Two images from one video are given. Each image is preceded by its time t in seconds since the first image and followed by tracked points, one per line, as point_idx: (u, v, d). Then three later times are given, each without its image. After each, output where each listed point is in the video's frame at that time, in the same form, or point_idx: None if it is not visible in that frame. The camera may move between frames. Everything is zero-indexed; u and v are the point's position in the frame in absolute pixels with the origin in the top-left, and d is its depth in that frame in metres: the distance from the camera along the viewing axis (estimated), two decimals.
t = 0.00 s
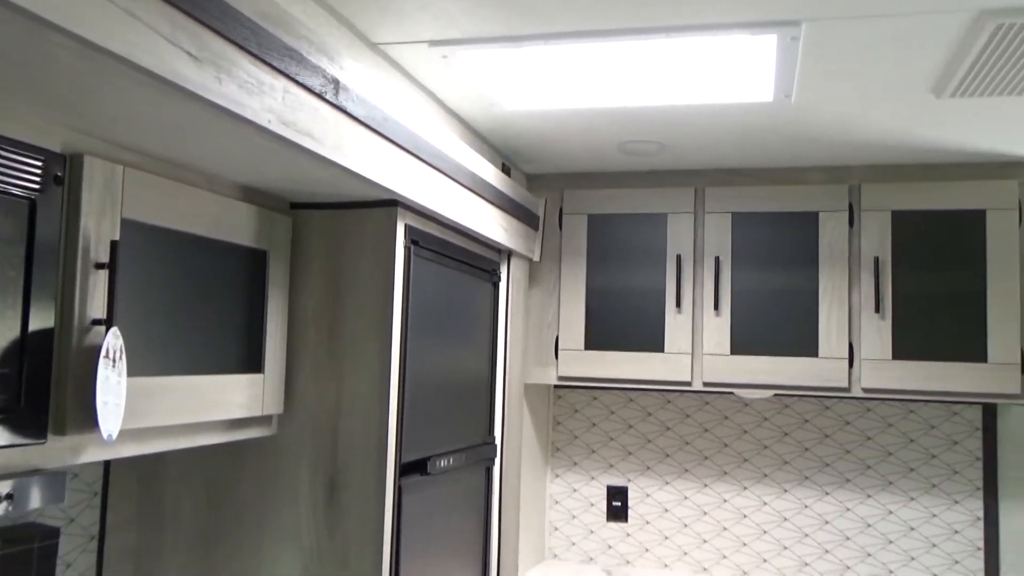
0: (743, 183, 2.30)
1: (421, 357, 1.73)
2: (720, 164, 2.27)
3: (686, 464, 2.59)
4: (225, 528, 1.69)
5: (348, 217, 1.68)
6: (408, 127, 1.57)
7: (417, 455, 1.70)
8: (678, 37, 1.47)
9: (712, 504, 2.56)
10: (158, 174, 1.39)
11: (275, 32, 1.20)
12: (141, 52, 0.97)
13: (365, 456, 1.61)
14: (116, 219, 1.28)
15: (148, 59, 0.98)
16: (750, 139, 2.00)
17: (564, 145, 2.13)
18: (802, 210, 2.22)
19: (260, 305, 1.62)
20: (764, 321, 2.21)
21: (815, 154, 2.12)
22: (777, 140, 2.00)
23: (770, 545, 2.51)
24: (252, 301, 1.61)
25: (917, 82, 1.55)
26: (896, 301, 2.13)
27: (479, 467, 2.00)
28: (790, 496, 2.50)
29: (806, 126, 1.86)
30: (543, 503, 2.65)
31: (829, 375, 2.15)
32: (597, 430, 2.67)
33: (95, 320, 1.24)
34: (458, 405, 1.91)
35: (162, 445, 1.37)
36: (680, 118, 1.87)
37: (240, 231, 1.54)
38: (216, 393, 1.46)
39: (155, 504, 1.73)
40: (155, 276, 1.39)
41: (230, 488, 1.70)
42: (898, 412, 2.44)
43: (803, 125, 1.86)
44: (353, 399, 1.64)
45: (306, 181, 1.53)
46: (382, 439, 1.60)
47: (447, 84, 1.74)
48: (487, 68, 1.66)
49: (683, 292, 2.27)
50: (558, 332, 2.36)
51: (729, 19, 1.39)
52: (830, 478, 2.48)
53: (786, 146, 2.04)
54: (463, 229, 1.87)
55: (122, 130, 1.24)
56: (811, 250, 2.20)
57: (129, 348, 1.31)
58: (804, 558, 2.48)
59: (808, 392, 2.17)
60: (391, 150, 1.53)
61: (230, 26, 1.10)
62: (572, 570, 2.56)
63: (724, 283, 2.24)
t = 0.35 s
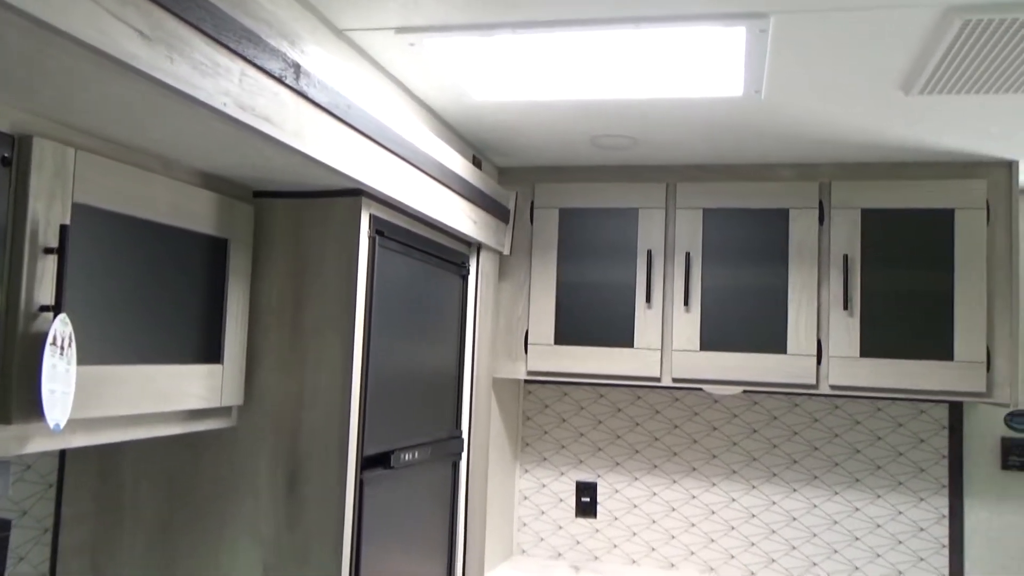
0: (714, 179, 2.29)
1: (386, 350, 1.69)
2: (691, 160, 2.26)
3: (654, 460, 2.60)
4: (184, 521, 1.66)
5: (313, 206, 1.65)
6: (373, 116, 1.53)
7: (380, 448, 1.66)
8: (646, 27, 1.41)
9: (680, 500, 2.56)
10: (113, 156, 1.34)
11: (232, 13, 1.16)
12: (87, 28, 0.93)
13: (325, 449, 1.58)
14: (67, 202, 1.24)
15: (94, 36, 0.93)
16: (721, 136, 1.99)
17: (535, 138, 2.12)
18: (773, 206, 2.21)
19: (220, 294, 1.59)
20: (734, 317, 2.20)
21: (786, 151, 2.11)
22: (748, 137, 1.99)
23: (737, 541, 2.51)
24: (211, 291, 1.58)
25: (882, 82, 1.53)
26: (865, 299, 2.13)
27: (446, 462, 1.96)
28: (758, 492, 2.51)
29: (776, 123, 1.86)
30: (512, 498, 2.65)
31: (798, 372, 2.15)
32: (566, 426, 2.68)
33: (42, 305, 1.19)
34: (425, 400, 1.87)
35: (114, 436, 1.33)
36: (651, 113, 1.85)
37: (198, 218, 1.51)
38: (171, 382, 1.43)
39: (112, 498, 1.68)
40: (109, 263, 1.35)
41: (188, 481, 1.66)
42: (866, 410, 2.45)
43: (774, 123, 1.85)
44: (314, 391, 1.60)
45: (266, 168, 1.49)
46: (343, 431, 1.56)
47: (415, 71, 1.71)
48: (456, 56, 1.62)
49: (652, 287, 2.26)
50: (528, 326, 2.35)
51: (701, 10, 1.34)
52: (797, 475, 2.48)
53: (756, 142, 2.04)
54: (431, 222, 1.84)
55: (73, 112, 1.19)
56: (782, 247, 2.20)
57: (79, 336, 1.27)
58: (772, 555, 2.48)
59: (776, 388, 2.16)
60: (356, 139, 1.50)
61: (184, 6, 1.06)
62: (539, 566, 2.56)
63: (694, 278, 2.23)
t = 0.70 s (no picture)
0: (688, 170, 2.29)
1: (355, 341, 1.65)
2: (665, 150, 2.25)
3: (626, 452, 2.60)
4: (146, 516, 1.61)
5: (279, 193, 1.60)
6: (342, 102, 1.49)
7: (347, 441, 1.62)
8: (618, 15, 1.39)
9: (652, 491, 2.57)
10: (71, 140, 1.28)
11: None
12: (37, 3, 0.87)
13: (292, 442, 1.54)
14: (21, 186, 1.17)
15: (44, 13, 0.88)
16: (694, 126, 1.98)
17: (507, 127, 2.09)
18: (745, 197, 2.21)
19: (183, 283, 1.54)
20: (705, 309, 2.20)
21: (759, 142, 2.11)
22: (720, 128, 1.98)
23: (708, 532, 2.52)
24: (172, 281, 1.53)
25: (856, 72, 1.53)
26: (836, 291, 2.13)
27: (416, 453, 1.93)
28: (729, 484, 2.52)
29: (750, 114, 1.85)
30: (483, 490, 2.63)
31: (768, 364, 2.15)
32: (538, 418, 2.67)
33: None
34: (396, 392, 1.83)
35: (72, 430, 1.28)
36: (625, 103, 1.83)
37: (161, 205, 1.45)
38: (132, 373, 1.38)
39: (73, 488, 1.64)
40: (65, 252, 1.31)
41: (149, 475, 1.61)
42: (837, 402, 2.46)
43: (747, 113, 1.84)
44: (281, 383, 1.56)
45: (230, 156, 1.44)
46: (311, 422, 1.52)
47: (384, 56, 1.67)
48: (427, 42, 1.58)
49: (625, 278, 2.25)
50: (500, 318, 2.33)
51: None
52: (768, 466, 2.50)
53: (730, 134, 2.03)
54: (402, 211, 1.80)
55: (26, 93, 1.12)
56: (754, 239, 2.19)
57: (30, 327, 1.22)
58: (742, 546, 2.49)
59: (746, 380, 2.17)
60: (326, 126, 1.45)
61: None
62: (510, 558, 2.54)
63: (666, 270, 2.23)
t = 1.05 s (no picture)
0: (657, 161, 2.28)
1: (322, 334, 1.60)
2: (634, 141, 2.24)
3: (594, 443, 2.59)
4: (106, 514, 1.55)
5: (246, 181, 1.54)
6: (309, 87, 1.44)
7: (314, 435, 1.57)
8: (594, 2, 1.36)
9: (620, 483, 2.57)
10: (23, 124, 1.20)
11: None
12: None
13: (259, 438, 1.48)
14: None
15: None
16: (666, 116, 1.97)
17: (477, 116, 2.06)
18: (715, 188, 2.21)
19: (142, 274, 1.47)
20: (675, 301, 2.20)
21: (729, 134, 2.11)
22: (692, 118, 1.97)
23: (676, 523, 2.52)
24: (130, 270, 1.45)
25: (830, 63, 1.52)
26: (804, 282, 2.14)
27: (384, 447, 1.88)
28: (696, 474, 2.53)
29: (722, 105, 1.84)
30: (450, 483, 2.61)
31: (737, 355, 2.15)
32: (506, 409, 2.65)
33: None
34: (364, 385, 1.80)
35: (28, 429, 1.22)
36: (597, 92, 1.81)
37: (121, 192, 1.38)
38: (92, 368, 1.32)
39: (29, 488, 1.57)
40: (17, 240, 1.23)
41: (106, 473, 1.55)
42: (802, 392, 2.49)
43: (720, 104, 1.83)
44: (246, 377, 1.50)
45: (192, 142, 1.38)
46: (278, 418, 1.47)
47: (352, 41, 1.62)
48: (397, 26, 1.54)
49: (595, 269, 2.23)
50: (468, 309, 2.30)
51: None
52: (735, 457, 2.51)
53: (701, 124, 2.02)
54: (371, 201, 1.76)
55: None
56: (723, 230, 2.19)
57: None
58: (710, 536, 2.50)
59: (715, 371, 2.17)
60: (292, 113, 1.40)
61: None
62: (478, 551, 2.52)
63: (636, 261, 2.22)
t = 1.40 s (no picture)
0: (606, 150, 2.27)
1: (269, 327, 1.53)
2: (584, 130, 2.23)
3: (542, 433, 2.59)
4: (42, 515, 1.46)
5: (190, 168, 1.45)
6: (255, 70, 1.37)
7: (262, 430, 1.51)
8: None
9: (568, 472, 2.57)
10: None
11: None
12: None
13: (204, 435, 1.40)
14: None
15: None
16: (618, 105, 1.96)
17: (426, 103, 2.02)
18: (663, 179, 2.21)
19: (80, 268, 1.36)
20: (625, 290, 2.20)
21: (677, 124, 2.11)
22: (642, 108, 1.97)
23: (623, 511, 2.54)
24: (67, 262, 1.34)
25: (780, 54, 1.53)
26: (750, 272, 2.17)
27: (331, 440, 1.84)
28: (643, 463, 2.55)
29: (674, 94, 1.84)
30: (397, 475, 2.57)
31: (685, 344, 2.17)
32: (453, 400, 2.62)
33: None
34: (312, 378, 1.74)
35: None
36: (549, 80, 1.79)
37: (57, 178, 1.28)
38: (26, 363, 1.21)
39: None
40: None
41: (39, 472, 1.46)
42: (746, 379, 2.53)
43: (672, 93, 1.83)
44: (190, 372, 1.42)
45: (131, 129, 1.30)
46: (224, 414, 1.40)
47: (298, 22, 1.55)
48: (346, 8, 1.48)
49: (544, 259, 2.22)
50: (416, 299, 2.26)
51: None
52: (682, 445, 2.54)
53: (652, 114, 2.02)
54: (318, 189, 1.70)
55: None
56: (672, 220, 2.21)
57: None
58: (656, 524, 2.53)
59: (663, 360, 2.19)
60: (239, 97, 1.33)
61: None
62: (425, 543, 2.49)
63: (585, 250, 2.21)
